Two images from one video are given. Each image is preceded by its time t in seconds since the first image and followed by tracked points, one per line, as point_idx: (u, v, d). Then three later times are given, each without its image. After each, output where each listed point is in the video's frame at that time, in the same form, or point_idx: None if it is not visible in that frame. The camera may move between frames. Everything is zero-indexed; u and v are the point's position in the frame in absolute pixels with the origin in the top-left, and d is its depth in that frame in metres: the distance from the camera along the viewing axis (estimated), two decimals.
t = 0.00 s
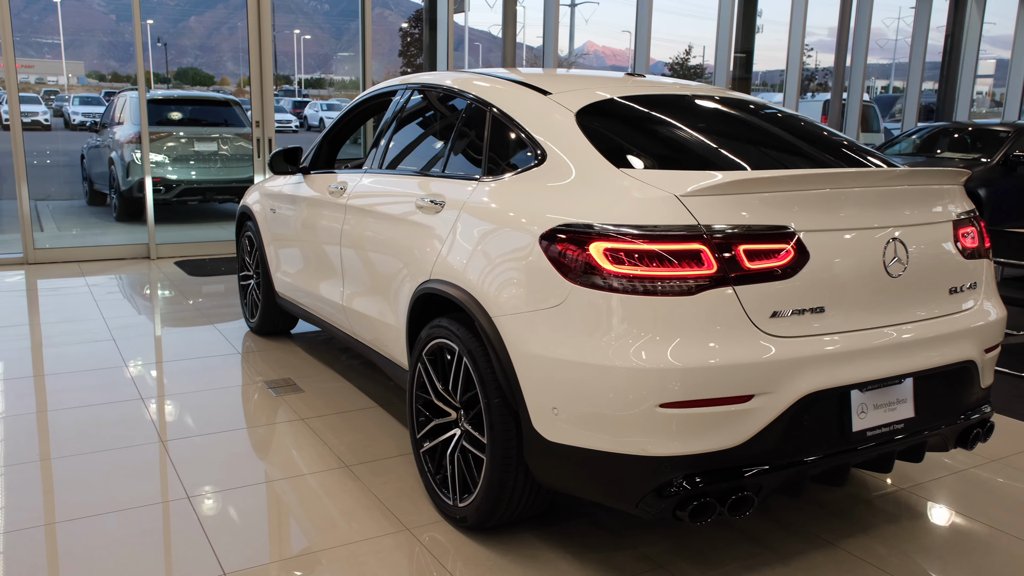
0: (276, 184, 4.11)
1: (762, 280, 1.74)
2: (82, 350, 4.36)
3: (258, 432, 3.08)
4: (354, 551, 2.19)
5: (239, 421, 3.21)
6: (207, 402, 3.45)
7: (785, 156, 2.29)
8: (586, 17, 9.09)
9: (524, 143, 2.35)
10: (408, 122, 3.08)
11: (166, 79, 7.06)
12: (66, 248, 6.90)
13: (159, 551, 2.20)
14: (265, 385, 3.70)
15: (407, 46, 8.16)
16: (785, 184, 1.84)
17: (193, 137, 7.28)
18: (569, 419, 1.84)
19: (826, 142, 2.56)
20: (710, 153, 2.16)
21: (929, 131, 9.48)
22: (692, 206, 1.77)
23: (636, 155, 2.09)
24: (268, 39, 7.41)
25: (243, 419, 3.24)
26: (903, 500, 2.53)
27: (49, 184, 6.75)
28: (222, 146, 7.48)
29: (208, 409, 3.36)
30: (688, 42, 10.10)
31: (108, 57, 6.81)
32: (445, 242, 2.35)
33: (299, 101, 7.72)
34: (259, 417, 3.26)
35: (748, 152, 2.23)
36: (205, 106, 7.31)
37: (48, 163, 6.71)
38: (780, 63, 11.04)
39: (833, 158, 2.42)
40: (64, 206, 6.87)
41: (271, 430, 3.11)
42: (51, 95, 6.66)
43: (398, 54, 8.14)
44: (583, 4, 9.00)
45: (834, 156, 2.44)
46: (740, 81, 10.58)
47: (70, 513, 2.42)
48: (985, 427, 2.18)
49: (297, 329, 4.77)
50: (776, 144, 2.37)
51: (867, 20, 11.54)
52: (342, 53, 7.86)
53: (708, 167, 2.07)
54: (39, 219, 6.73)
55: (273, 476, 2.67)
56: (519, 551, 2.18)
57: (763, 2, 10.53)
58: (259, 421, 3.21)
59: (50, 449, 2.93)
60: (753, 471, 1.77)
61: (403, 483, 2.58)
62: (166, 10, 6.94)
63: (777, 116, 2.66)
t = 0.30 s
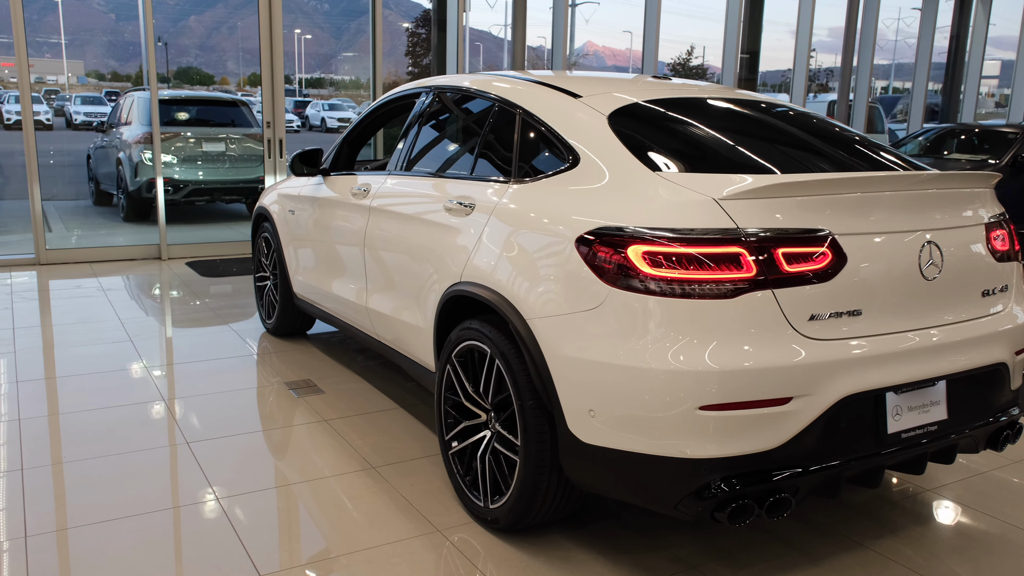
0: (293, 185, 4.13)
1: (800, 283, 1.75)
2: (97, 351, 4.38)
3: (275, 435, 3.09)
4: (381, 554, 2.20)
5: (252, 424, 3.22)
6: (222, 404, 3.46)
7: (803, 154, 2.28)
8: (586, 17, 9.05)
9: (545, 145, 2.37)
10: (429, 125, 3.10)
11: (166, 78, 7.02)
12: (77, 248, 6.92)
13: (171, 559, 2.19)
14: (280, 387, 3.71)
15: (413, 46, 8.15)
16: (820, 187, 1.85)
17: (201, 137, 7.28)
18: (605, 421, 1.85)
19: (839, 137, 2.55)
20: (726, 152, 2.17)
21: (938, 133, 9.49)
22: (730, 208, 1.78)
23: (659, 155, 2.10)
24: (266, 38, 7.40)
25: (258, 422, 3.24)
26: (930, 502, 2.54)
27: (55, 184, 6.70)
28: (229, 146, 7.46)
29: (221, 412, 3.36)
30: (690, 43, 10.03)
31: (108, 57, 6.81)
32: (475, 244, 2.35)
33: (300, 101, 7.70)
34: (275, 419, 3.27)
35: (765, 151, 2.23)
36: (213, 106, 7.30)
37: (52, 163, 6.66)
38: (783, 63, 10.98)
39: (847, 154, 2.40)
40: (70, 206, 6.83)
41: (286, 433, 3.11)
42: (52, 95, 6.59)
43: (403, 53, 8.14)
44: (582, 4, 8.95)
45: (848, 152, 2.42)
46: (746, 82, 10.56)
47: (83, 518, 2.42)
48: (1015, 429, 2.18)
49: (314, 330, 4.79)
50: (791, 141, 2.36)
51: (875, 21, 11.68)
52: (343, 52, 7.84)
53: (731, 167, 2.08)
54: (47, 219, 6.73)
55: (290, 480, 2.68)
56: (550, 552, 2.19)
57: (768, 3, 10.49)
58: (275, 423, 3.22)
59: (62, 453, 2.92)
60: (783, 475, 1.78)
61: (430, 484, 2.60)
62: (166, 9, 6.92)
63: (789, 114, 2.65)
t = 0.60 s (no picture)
0: (289, 184, 4.09)
1: (818, 282, 1.74)
2: (87, 352, 4.32)
3: (271, 437, 3.05)
4: (384, 558, 2.17)
5: (247, 426, 3.18)
6: (216, 406, 3.42)
7: (799, 149, 2.28)
8: (569, 17, 8.98)
9: (547, 146, 2.38)
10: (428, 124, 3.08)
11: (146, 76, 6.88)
12: (62, 248, 6.84)
13: (160, 566, 2.14)
14: (275, 388, 3.67)
15: (401, 44, 8.09)
16: (836, 186, 1.85)
17: (188, 136, 7.21)
18: (621, 421, 1.84)
19: (833, 132, 2.55)
20: (726, 148, 2.16)
21: (921, 135, 9.48)
22: (747, 208, 1.78)
23: (661, 151, 2.10)
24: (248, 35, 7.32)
25: (253, 424, 3.20)
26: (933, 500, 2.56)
27: (37, 183, 6.60)
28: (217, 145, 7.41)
29: (214, 415, 3.32)
30: (674, 43, 10.06)
31: (87, 54, 6.69)
32: (484, 244, 2.33)
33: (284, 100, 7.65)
34: (270, 421, 3.23)
35: (764, 146, 2.23)
36: (200, 105, 7.22)
37: (33, 162, 6.56)
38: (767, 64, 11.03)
39: (841, 148, 2.40)
40: (52, 205, 6.72)
41: (280, 435, 3.07)
42: (30, 91, 6.45)
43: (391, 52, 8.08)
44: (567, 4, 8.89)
45: (842, 146, 2.42)
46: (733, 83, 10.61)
47: (70, 525, 2.36)
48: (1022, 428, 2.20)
49: (309, 330, 4.75)
50: (787, 136, 2.36)
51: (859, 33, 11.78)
52: (326, 51, 7.74)
53: (739, 165, 2.07)
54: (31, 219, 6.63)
55: (287, 483, 2.64)
56: (561, 553, 2.18)
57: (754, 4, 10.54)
58: (272, 425, 3.18)
59: (47, 458, 2.86)
60: (792, 476, 1.77)
61: (435, 486, 2.58)
62: (146, 4, 6.78)
63: (782, 110, 2.66)
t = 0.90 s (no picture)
0: (268, 182, 4.01)
1: (822, 278, 1.74)
2: (56, 355, 4.19)
3: (252, 440, 2.98)
4: (376, 564, 2.12)
5: (225, 430, 3.09)
6: (193, 410, 3.33)
7: (776, 140, 2.27)
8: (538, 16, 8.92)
9: (530, 145, 2.38)
10: (411, 121, 3.03)
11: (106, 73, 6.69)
12: (25, 248, 6.63)
13: None
14: (253, 390, 3.59)
15: (371, 42, 7.98)
16: (837, 183, 1.84)
17: (155, 132, 7.05)
18: (625, 420, 1.83)
19: (809, 123, 2.55)
20: (714, 143, 2.15)
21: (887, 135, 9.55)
22: (751, 204, 1.77)
23: (648, 143, 2.10)
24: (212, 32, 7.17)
25: (231, 427, 3.12)
26: (923, 495, 2.59)
27: None
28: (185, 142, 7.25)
29: (190, 419, 3.22)
30: (641, 42, 10.07)
31: (44, 49, 6.42)
32: (480, 242, 2.29)
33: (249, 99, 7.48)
34: (249, 424, 3.15)
35: (747, 138, 2.22)
36: (166, 101, 7.06)
37: None
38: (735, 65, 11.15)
39: (818, 139, 2.40)
40: (11, 204, 6.57)
41: (259, 439, 2.99)
42: None
43: (360, 48, 7.93)
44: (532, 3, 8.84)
45: (819, 137, 2.43)
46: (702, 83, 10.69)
47: (37, 536, 2.25)
48: (1012, 423, 2.23)
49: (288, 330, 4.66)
50: (766, 129, 2.36)
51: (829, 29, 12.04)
52: (289, 49, 7.58)
53: (734, 160, 2.06)
54: None
55: (270, 488, 2.57)
56: (560, 554, 2.16)
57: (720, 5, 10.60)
58: (252, 428, 3.10)
59: (12, 466, 2.73)
60: (788, 475, 1.76)
61: (427, 487, 2.53)
62: None
63: (758, 103, 2.66)
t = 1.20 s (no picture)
0: (244, 185, 3.91)
1: (826, 281, 1.74)
2: (18, 364, 4.02)
3: (225, 451, 2.88)
4: None
5: (194, 441, 2.98)
6: (162, 419, 3.21)
7: (748, 133, 2.28)
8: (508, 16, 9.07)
9: (509, 145, 2.36)
10: (389, 121, 2.98)
11: (53, 70, 6.42)
12: None
13: None
14: (225, 398, 3.48)
15: (335, 40, 7.86)
16: (836, 186, 1.85)
17: (113, 132, 6.87)
18: (630, 425, 1.81)
19: (778, 117, 2.54)
20: (701, 141, 2.12)
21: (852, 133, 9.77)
22: (756, 207, 1.76)
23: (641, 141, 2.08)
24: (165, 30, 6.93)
25: (201, 438, 3.01)
26: (911, 492, 2.62)
27: None
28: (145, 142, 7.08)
29: (158, 429, 3.10)
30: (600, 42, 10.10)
31: None
32: (476, 246, 2.25)
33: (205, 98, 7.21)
34: (221, 434, 3.05)
35: (727, 135, 2.21)
36: (122, 100, 6.88)
37: None
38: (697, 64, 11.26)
39: (788, 133, 2.40)
40: None
41: (231, 450, 2.89)
42: None
43: (321, 45, 7.79)
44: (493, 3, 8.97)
45: (788, 131, 2.42)
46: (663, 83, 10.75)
47: None
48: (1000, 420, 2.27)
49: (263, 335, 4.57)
50: (739, 124, 2.35)
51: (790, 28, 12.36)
52: (243, 47, 7.32)
53: (730, 162, 2.02)
54: None
55: (248, 501, 2.48)
56: (561, 560, 2.13)
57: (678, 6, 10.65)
58: (226, 438, 3.00)
59: None
60: (792, 478, 1.75)
61: (420, 495, 2.49)
62: None
63: (725, 98, 2.64)
